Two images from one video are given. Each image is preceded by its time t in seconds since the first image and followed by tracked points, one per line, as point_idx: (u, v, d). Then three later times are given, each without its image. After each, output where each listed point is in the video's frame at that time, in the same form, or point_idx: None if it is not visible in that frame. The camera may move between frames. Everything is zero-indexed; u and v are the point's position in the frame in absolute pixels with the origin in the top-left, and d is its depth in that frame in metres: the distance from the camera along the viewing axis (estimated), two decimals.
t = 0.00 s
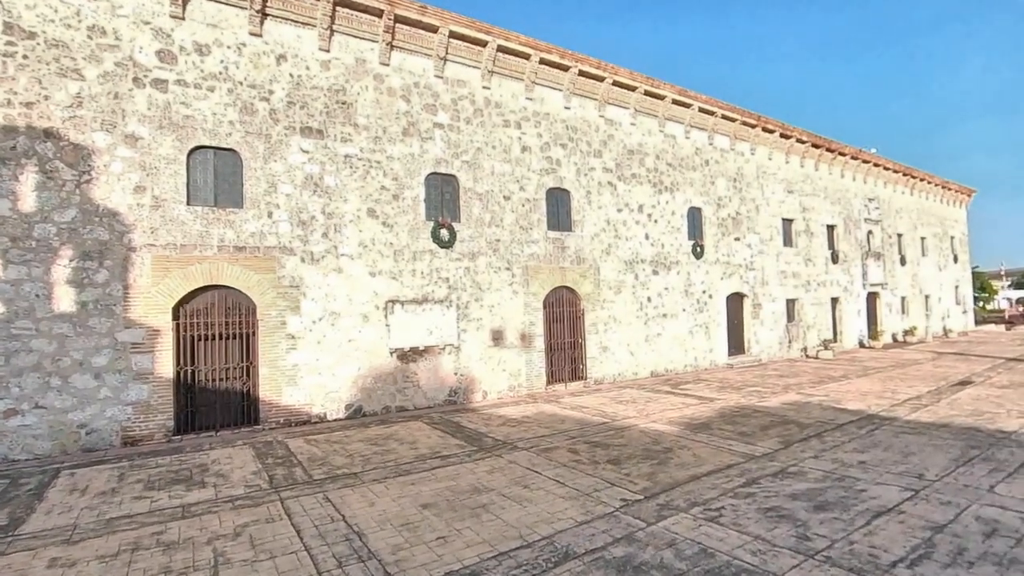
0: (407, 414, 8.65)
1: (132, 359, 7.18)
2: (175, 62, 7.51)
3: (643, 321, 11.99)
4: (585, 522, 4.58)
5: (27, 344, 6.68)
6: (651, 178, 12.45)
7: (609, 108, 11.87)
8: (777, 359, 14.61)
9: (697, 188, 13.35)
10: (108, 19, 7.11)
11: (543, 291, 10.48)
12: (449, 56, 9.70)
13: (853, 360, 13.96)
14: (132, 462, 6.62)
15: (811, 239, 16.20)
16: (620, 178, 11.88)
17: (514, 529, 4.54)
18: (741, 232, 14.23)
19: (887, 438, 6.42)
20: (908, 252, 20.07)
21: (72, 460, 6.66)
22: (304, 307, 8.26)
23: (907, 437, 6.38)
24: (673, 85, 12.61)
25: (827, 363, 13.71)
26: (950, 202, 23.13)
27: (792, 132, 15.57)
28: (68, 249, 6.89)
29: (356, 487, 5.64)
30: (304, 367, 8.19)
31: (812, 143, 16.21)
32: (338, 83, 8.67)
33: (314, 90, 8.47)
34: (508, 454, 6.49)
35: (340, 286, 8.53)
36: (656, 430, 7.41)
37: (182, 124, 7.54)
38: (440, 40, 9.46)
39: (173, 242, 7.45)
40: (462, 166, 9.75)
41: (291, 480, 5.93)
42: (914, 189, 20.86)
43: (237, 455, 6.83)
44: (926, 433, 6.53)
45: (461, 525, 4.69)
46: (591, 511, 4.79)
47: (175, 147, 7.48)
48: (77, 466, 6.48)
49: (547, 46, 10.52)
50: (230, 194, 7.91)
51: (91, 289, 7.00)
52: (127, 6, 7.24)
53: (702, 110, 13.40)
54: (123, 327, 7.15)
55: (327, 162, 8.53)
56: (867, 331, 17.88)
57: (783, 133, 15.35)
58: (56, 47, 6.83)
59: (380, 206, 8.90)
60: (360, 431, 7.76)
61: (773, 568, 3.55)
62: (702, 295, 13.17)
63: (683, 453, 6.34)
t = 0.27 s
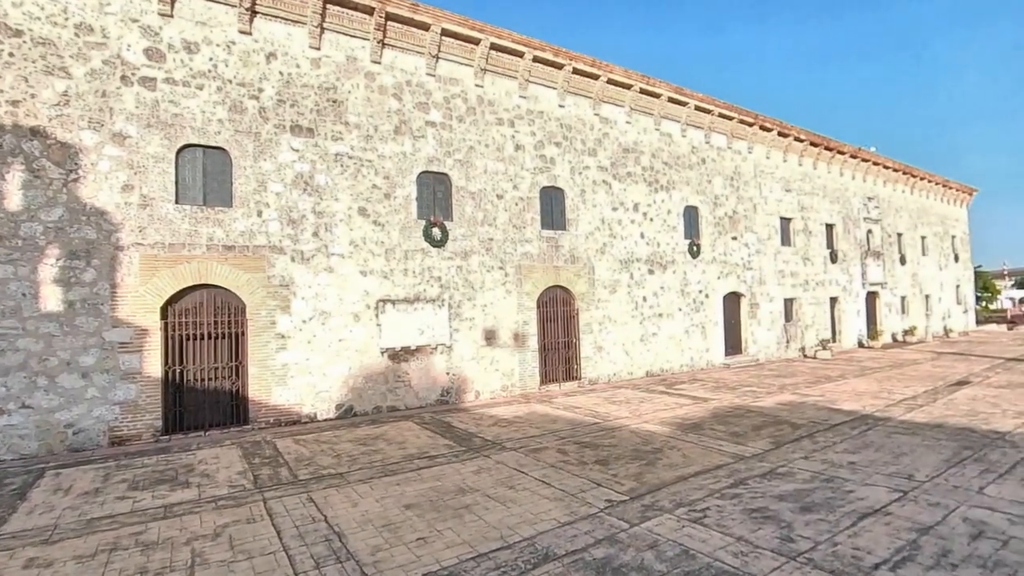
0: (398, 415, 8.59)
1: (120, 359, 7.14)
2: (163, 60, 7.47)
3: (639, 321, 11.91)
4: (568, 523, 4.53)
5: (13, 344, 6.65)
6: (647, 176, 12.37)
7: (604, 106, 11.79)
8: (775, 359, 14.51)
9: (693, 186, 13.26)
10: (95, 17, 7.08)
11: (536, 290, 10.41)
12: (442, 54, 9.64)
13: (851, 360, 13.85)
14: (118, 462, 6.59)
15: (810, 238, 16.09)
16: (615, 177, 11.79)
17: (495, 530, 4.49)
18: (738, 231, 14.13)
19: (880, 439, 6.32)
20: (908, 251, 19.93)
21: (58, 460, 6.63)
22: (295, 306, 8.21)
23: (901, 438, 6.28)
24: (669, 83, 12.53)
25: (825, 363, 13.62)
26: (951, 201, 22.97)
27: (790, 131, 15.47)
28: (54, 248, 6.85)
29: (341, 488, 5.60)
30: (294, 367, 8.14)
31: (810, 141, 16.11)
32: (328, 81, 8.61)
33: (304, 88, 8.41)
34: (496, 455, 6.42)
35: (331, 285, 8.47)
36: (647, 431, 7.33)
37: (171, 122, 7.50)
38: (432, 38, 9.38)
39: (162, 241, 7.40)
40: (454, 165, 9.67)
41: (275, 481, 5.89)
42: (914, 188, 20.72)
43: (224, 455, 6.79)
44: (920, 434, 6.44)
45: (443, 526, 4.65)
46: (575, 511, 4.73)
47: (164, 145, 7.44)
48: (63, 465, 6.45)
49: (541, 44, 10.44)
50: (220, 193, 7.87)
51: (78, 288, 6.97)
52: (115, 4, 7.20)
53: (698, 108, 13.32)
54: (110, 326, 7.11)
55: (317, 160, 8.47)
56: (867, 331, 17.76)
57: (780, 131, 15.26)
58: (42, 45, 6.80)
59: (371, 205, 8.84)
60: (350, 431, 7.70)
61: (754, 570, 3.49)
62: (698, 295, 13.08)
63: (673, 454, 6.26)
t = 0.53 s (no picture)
0: (390, 416, 8.55)
1: (109, 359, 7.11)
2: (153, 60, 7.44)
3: (634, 321, 11.85)
4: (552, 526, 4.49)
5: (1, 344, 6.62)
6: (643, 176, 12.30)
7: (600, 105, 11.72)
8: (772, 360, 14.44)
9: (690, 186, 13.19)
10: (84, 16, 7.05)
11: (530, 291, 10.35)
12: (435, 53, 9.58)
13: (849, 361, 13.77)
14: (106, 463, 6.56)
15: (808, 238, 16.00)
16: (610, 177, 11.73)
17: (478, 533, 4.46)
18: (735, 231, 14.06)
19: (872, 441, 6.24)
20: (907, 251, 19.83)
21: (46, 461, 6.60)
22: (285, 307, 8.17)
23: (894, 440, 6.21)
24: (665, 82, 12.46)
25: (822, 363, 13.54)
26: (951, 201, 22.84)
27: (788, 130, 15.39)
28: (42, 249, 6.82)
29: (326, 490, 5.57)
30: (285, 368, 8.11)
31: (808, 141, 16.02)
32: (320, 81, 8.56)
33: (295, 87, 8.37)
34: (484, 456, 6.38)
35: (322, 286, 8.43)
36: (639, 432, 7.27)
37: (160, 122, 7.46)
38: (424, 37, 9.33)
39: (151, 241, 7.37)
40: (447, 165, 9.61)
41: (262, 483, 5.87)
42: (914, 187, 20.60)
43: (212, 456, 6.77)
44: (913, 435, 6.36)
45: (425, 528, 4.62)
46: (559, 514, 4.68)
47: (153, 145, 7.41)
48: (51, 467, 6.42)
49: (535, 43, 10.37)
50: (210, 193, 7.84)
51: (67, 289, 6.93)
52: (104, 3, 7.16)
53: (694, 108, 13.25)
54: (99, 327, 7.08)
55: (308, 160, 8.43)
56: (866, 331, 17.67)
57: (778, 131, 15.18)
58: (30, 45, 6.76)
59: (363, 205, 8.79)
60: (340, 433, 7.67)
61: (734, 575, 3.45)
62: (694, 295, 13.02)
63: (663, 456, 6.20)
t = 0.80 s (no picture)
0: (381, 415, 8.52)
1: (97, 359, 7.09)
2: (142, 58, 7.41)
3: (629, 321, 11.80)
4: (533, 526, 4.46)
5: None
6: (638, 175, 12.25)
7: (594, 104, 11.66)
8: (769, 360, 14.37)
9: (685, 185, 13.13)
10: (72, 15, 7.03)
11: (523, 290, 10.30)
12: (427, 51, 9.53)
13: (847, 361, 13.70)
14: (93, 463, 6.55)
15: (805, 237, 15.93)
16: (605, 175, 11.67)
17: (458, 534, 4.43)
18: (732, 230, 13.99)
19: (863, 441, 6.17)
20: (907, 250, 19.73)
21: (34, 460, 6.59)
22: (276, 306, 8.14)
23: (886, 440, 6.14)
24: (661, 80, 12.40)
25: (819, 363, 13.47)
26: (951, 200, 22.73)
27: (786, 129, 15.31)
28: (30, 248, 6.80)
29: (311, 490, 5.55)
30: (275, 367, 8.09)
31: (806, 139, 15.94)
32: (310, 79, 8.53)
33: (285, 86, 8.34)
34: (472, 456, 6.34)
35: (313, 285, 8.40)
36: (629, 432, 7.22)
37: (149, 121, 7.43)
38: (416, 35, 9.28)
39: (140, 240, 7.34)
40: (440, 163, 9.57)
41: (247, 482, 5.85)
42: (913, 186, 20.50)
43: (200, 455, 6.75)
44: (905, 435, 6.29)
45: (406, 528, 4.60)
46: (541, 515, 4.65)
47: (142, 144, 7.38)
48: (38, 466, 6.41)
49: (528, 41, 10.32)
50: (200, 192, 7.81)
51: (55, 288, 6.92)
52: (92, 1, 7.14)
53: (690, 106, 13.19)
54: (88, 326, 7.06)
55: (298, 159, 8.39)
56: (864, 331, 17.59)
57: (775, 129, 15.11)
58: (18, 43, 6.74)
59: (354, 204, 8.76)
60: (330, 432, 7.64)
61: None
62: (690, 294, 12.96)
63: (651, 456, 6.15)
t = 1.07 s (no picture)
0: (371, 416, 8.49)
1: (84, 359, 7.07)
2: (130, 58, 7.39)
3: (623, 321, 11.75)
4: (513, 528, 4.42)
5: None
6: (633, 174, 12.19)
7: (588, 103, 11.61)
8: (766, 360, 14.30)
9: (681, 185, 13.07)
10: (59, 15, 7.00)
11: (516, 290, 10.25)
12: (418, 51, 9.49)
13: (844, 361, 13.62)
14: (79, 463, 6.52)
15: (803, 237, 15.85)
16: (599, 175, 11.62)
17: (437, 536, 4.40)
18: (728, 230, 13.92)
19: (854, 442, 6.10)
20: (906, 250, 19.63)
21: (20, 461, 6.57)
22: (265, 307, 8.11)
23: (876, 441, 6.07)
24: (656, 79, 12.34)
25: (815, 364, 13.39)
26: (951, 199, 22.61)
27: (783, 128, 15.23)
28: (17, 249, 6.78)
29: (294, 491, 5.53)
30: (264, 368, 8.06)
31: (803, 138, 15.86)
32: (300, 79, 8.49)
33: (275, 86, 8.30)
34: (459, 457, 6.29)
35: (302, 285, 8.37)
36: (619, 433, 7.16)
37: (137, 121, 7.40)
38: (407, 35, 9.23)
39: (128, 241, 7.32)
40: (431, 163, 9.52)
41: (230, 484, 5.83)
42: (913, 186, 20.40)
43: (187, 456, 6.72)
44: (897, 437, 6.22)
45: (386, 530, 4.57)
46: (522, 517, 4.60)
47: (129, 144, 7.35)
48: (23, 467, 6.39)
49: (521, 40, 10.26)
50: (188, 192, 7.78)
51: (41, 288, 6.89)
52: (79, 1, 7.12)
53: (685, 105, 13.12)
54: (75, 327, 7.04)
55: (288, 159, 8.36)
56: (863, 331, 17.51)
57: (772, 128, 15.03)
58: (4, 43, 6.73)
59: (344, 204, 8.72)
60: (318, 433, 7.60)
61: None
62: (686, 295, 12.90)
63: (639, 457, 6.09)
